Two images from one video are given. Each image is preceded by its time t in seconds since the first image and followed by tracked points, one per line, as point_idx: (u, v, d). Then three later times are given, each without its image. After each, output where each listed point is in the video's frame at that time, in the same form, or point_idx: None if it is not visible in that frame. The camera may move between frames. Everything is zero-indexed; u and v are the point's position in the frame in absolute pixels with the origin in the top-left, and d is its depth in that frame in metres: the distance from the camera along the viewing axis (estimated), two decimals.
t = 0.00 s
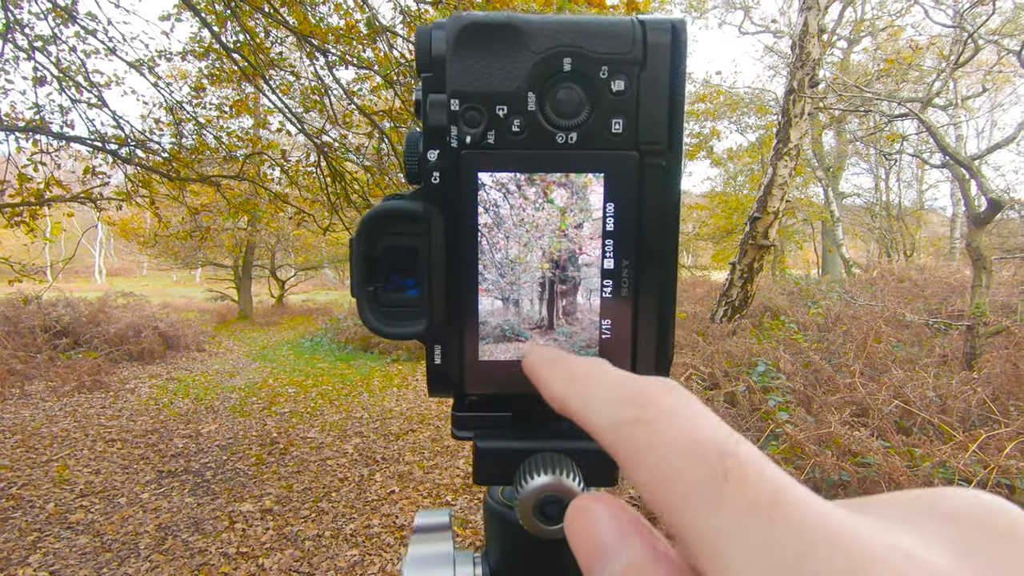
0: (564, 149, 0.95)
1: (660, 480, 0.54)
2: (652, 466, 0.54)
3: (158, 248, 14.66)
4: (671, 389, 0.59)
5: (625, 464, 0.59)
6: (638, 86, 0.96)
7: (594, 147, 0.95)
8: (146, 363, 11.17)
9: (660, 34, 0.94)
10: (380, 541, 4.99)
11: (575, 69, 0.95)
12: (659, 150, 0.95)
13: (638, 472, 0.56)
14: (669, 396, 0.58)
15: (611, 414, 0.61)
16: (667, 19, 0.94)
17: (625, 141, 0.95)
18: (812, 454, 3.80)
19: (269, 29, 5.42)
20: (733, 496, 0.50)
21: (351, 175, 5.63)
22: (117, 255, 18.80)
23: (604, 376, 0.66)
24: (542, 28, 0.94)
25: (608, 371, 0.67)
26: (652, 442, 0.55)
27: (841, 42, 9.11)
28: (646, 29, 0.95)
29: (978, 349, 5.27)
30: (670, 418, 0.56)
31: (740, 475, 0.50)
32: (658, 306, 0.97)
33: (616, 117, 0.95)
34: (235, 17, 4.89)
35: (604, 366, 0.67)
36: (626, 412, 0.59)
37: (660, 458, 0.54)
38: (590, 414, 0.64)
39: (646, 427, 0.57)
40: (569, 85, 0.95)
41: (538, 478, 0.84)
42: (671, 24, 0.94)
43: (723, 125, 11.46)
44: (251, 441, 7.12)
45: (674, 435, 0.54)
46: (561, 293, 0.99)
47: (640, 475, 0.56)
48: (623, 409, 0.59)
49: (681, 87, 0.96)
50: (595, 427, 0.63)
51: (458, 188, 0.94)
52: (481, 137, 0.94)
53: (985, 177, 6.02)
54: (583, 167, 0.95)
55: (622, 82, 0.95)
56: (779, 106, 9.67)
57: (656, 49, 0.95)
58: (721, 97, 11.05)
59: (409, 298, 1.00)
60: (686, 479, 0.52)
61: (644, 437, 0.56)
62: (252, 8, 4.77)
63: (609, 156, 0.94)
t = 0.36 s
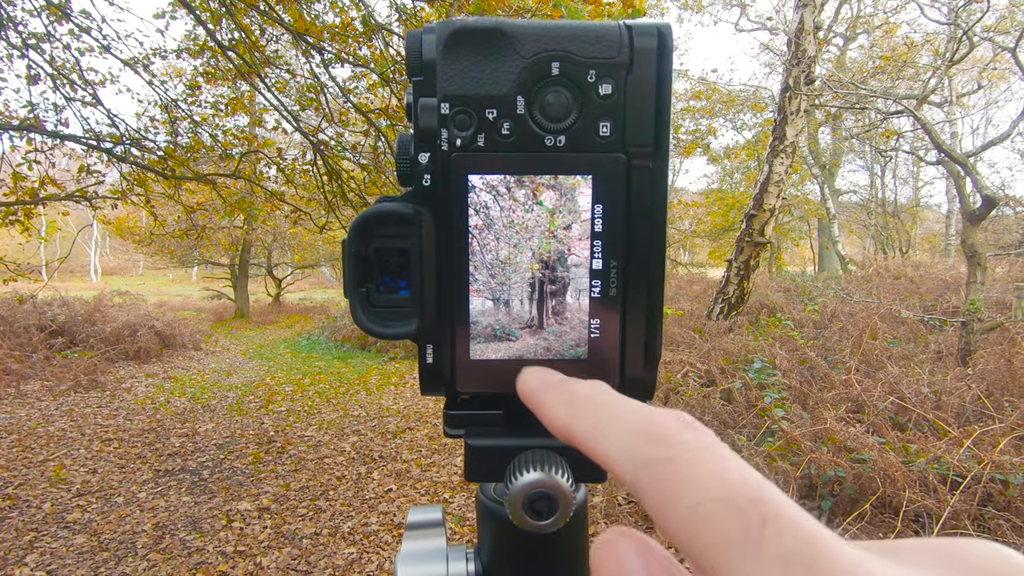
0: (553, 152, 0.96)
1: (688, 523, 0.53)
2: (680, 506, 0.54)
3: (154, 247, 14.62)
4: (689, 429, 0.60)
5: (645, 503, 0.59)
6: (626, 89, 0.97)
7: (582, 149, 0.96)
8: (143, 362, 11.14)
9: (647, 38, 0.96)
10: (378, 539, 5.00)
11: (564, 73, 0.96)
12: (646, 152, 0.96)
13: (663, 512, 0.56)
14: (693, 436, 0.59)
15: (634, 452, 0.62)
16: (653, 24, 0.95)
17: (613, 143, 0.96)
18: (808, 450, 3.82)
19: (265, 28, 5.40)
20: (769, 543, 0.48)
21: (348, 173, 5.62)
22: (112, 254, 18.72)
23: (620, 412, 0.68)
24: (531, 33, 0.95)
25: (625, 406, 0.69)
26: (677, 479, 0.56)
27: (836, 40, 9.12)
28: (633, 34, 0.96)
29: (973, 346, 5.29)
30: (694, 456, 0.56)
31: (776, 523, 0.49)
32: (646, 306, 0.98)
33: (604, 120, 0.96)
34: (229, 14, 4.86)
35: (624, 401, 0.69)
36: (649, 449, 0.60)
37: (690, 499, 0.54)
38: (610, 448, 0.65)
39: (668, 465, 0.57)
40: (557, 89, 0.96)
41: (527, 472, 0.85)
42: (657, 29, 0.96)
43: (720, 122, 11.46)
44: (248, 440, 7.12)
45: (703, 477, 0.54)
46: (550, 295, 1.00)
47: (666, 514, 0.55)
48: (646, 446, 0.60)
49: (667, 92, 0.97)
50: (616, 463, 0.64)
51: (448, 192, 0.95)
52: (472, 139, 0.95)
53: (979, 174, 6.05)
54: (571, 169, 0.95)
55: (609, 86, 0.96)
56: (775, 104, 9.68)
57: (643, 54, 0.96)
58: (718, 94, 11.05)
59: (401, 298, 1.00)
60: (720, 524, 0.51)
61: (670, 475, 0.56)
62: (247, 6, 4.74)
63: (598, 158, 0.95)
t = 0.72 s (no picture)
0: (550, 164, 0.97)
1: (744, 516, 0.49)
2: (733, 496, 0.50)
3: (151, 247, 14.58)
4: (743, 415, 0.55)
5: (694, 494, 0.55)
6: (621, 102, 0.98)
7: (578, 162, 0.98)
8: (140, 362, 11.12)
9: (641, 52, 0.97)
10: (376, 540, 5.00)
11: (560, 87, 0.97)
12: (641, 164, 0.97)
13: (715, 503, 0.52)
14: (744, 419, 0.55)
15: (678, 438, 0.58)
16: (647, 38, 0.96)
17: (608, 156, 0.98)
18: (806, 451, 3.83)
19: (262, 29, 5.40)
20: (838, 543, 0.44)
21: (346, 174, 5.62)
22: (110, 254, 18.69)
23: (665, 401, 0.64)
24: (527, 47, 0.96)
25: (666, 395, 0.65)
26: (730, 465, 0.52)
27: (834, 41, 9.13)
28: (628, 48, 0.97)
29: (970, 346, 5.31)
30: (747, 441, 0.52)
31: (844, 519, 0.45)
32: (641, 313, 0.99)
33: (599, 133, 0.97)
34: (228, 15, 4.85)
35: (664, 390, 0.65)
36: (697, 433, 0.56)
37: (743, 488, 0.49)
38: (651, 436, 0.62)
39: (720, 453, 0.53)
40: (554, 102, 0.97)
41: (526, 478, 0.86)
42: (651, 43, 0.97)
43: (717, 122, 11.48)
44: (246, 441, 7.12)
45: (761, 464, 0.49)
46: (547, 304, 1.01)
47: (716, 505, 0.52)
48: (693, 430, 0.56)
49: (662, 105, 0.98)
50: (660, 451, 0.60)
51: (448, 203, 0.97)
52: (471, 152, 0.97)
53: (976, 175, 6.06)
54: (567, 181, 0.97)
55: (605, 99, 0.97)
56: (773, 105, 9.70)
57: (638, 67, 0.97)
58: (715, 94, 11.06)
59: (400, 307, 1.00)
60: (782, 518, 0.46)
61: (721, 462, 0.52)
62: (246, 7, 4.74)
63: (592, 170, 0.97)
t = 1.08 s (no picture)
0: (549, 187, 0.98)
1: (790, 548, 0.54)
2: (777, 524, 0.56)
3: (147, 250, 14.52)
4: (780, 446, 0.61)
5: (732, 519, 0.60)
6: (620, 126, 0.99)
7: (577, 185, 0.98)
8: (134, 366, 11.06)
9: (640, 78, 0.99)
10: (370, 546, 4.97)
11: (559, 111, 0.98)
12: (639, 187, 0.98)
13: (757, 531, 0.57)
14: (781, 449, 0.61)
15: (714, 463, 0.63)
16: (645, 64, 0.98)
17: (607, 179, 0.98)
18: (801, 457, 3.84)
19: (259, 33, 5.40)
20: None
21: (342, 178, 5.61)
22: (105, 256, 18.60)
23: (694, 421, 0.68)
24: (527, 73, 0.97)
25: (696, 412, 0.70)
26: (774, 496, 0.57)
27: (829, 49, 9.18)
28: (627, 73, 0.98)
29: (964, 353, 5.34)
30: (789, 475, 0.58)
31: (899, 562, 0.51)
32: (638, 334, 1.00)
33: (599, 157, 0.98)
34: (224, 19, 4.85)
35: (694, 406, 0.71)
36: (736, 461, 0.61)
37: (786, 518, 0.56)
38: (681, 456, 0.66)
39: (763, 482, 0.58)
40: (553, 125, 0.97)
41: (524, 501, 0.87)
42: (649, 69, 0.99)
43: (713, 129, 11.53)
44: (240, 445, 7.09)
45: (810, 499, 0.55)
46: (545, 325, 1.01)
47: (759, 531, 0.57)
48: (732, 459, 0.61)
49: (660, 128, 1.00)
50: (690, 471, 0.65)
51: (449, 225, 0.97)
52: (470, 174, 0.97)
53: (969, 183, 6.10)
54: (567, 204, 0.97)
55: (604, 123, 0.98)
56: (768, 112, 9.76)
57: (637, 93, 0.99)
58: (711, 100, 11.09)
59: (400, 328, 1.01)
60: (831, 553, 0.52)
61: (764, 493, 0.58)
62: (242, 11, 4.74)
63: (592, 194, 0.97)
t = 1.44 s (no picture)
0: (525, 187, 1.01)
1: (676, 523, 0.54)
2: (667, 506, 0.55)
3: (137, 256, 14.41)
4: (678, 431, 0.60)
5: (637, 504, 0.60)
6: (594, 128, 1.02)
7: (552, 185, 1.01)
8: (123, 373, 10.94)
9: (613, 83, 1.02)
10: (360, 555, 4.92)
11: (535, 114, 1.02)
12: (613, 188, 1.01)
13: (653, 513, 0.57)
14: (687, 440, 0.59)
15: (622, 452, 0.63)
16: (617, 70, 1.02)
17: (581, 180, 1.01)
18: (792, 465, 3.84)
19: (253, 40, 5.41)
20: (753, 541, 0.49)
21: (335, 185, 5.61)
22: (94, 262, 18.44)
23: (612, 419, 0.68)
24: (503, 77, 1.00)
25: (623, 416, 0.68)
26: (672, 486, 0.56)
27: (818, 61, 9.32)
28: (600, 78, 1.02)
29: (952, 362, 5.39)
30: (691, 462, 0.56)
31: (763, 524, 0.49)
32: (612, 331, 1.02)
33: (573, 158, 1.01)
34: (218, 26, 4.85)
35: (620, 410, 0.69)
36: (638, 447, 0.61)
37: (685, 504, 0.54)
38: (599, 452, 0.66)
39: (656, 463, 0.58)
40: (529, 128, 1.01)
41: (497, 495, 0.88)
42: (622, 73, 1.02)
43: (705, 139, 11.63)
44: (229, 454, 7.02)
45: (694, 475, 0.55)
46: (522, 322, 1.03)
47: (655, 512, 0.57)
48: (641, 451, 0.60)
49: (632, 131, 1.03)
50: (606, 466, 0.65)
51: (425, 222, 0.99)
52: (448, 174, 0.99)
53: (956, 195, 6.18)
54: (542, 204, 1.00)
55: (577, 126, 1.02)
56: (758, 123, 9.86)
57: (609, 96, 1.02)
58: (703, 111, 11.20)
59: (379, 324, 1.02)
60: (706, 523, 0.52)
61: (665, 481, 0.56)
62: (237, 18, 4.75)
63: (566, 194, 1.00)
